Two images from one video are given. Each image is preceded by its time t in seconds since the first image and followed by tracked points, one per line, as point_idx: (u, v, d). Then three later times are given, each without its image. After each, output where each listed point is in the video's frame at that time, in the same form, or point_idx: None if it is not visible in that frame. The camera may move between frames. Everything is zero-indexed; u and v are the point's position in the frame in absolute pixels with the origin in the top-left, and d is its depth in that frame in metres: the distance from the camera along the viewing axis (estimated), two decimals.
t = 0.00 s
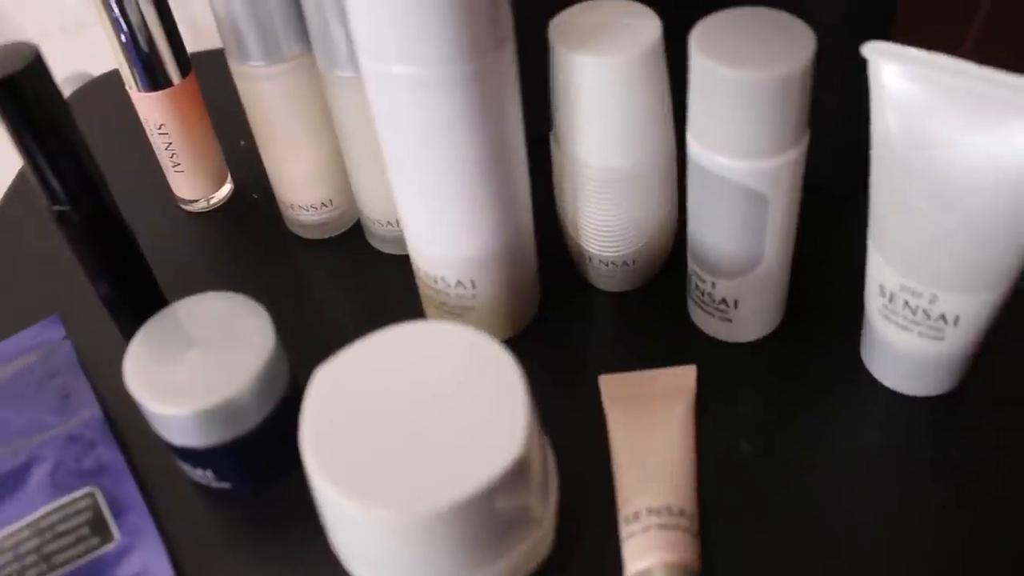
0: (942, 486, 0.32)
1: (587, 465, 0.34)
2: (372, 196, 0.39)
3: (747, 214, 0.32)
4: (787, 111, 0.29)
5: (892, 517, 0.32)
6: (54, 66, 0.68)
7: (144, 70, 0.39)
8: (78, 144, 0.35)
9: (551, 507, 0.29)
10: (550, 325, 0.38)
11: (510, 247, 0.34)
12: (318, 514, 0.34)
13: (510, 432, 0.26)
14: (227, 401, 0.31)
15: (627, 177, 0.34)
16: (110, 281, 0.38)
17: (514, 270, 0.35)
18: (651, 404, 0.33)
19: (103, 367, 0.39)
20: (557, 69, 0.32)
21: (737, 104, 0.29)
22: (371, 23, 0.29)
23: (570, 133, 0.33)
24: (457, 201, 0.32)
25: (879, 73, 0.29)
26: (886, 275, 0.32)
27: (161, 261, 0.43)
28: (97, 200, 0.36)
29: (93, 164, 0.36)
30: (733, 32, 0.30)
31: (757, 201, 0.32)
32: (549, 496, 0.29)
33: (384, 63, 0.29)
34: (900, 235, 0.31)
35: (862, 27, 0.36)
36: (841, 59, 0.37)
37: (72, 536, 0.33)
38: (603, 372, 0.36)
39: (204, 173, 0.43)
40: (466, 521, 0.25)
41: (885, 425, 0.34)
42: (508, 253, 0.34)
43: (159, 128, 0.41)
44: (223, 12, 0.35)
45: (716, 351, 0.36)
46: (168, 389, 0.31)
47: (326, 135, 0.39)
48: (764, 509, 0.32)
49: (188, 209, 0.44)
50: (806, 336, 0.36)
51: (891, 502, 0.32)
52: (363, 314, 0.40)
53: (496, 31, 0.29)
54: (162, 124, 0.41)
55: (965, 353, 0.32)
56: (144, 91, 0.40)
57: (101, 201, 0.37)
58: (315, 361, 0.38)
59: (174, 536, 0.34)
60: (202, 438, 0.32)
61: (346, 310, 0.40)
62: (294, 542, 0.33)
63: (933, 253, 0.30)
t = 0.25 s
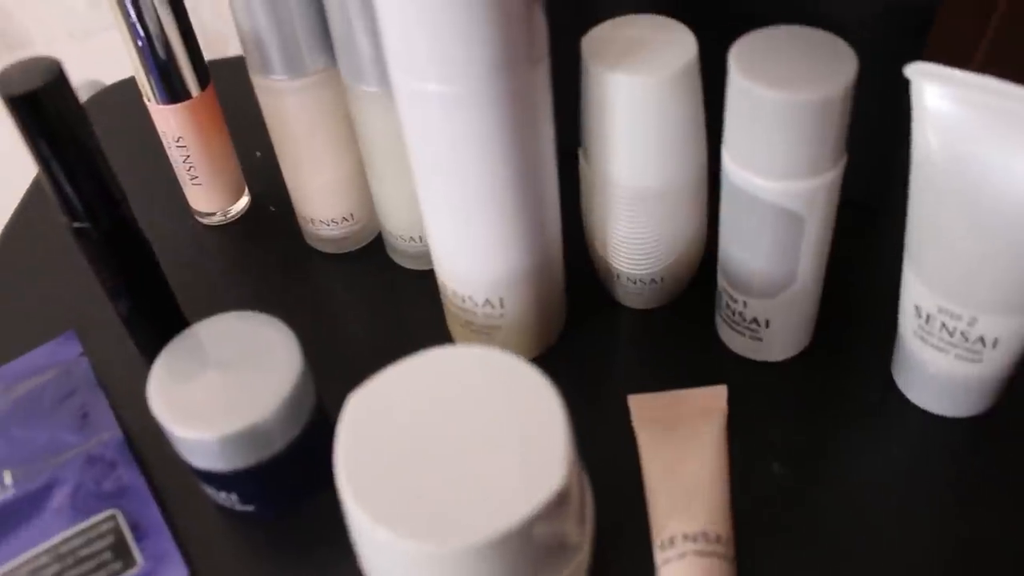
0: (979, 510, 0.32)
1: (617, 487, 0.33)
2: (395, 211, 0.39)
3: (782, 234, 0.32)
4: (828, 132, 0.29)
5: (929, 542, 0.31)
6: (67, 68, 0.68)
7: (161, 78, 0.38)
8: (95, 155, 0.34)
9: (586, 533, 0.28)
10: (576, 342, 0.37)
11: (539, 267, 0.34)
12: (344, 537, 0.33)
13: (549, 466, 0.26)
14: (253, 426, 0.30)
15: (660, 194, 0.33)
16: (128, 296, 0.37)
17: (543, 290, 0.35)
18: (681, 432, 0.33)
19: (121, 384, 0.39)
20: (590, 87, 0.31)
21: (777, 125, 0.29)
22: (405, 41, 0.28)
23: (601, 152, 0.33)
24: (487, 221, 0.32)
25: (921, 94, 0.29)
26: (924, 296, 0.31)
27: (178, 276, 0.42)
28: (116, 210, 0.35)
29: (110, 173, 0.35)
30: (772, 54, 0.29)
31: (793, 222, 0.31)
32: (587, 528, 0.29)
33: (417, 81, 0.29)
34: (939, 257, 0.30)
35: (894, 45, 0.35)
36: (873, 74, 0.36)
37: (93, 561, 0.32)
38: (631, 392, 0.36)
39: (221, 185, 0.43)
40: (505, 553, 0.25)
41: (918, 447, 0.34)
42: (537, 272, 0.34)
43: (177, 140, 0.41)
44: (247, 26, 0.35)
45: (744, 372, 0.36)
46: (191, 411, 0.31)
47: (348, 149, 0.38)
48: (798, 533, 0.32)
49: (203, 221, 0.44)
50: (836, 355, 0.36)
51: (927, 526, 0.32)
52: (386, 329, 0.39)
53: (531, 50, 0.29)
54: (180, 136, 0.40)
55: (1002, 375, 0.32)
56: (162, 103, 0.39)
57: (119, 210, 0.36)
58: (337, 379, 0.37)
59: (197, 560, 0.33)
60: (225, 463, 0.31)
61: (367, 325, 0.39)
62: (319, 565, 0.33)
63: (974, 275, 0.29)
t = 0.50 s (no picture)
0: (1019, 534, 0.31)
1: (651, 510, 0.33)
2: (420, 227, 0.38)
3: (821, 254, 0.31)
4: (873, 152, 0.28)
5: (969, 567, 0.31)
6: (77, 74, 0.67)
7: (177, 84, 0.37)
8: (112, 162, 0.33)
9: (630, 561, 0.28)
10: (604, 360, 0.37)
11: (572, 286, 0.33)
12: (373, 563, 0.32)
13: (600, 496, 0.25)
14: (284, 452, 0.30)
15: (695, 213, 0.33)
16: (149, 316, 0.37)
17: (575, 309, 0.34)
18: (713, 460, 0.32)
19: (139, 404, 0.38)
20: (628, 105, 0.31)
21: (822, 145, 0.28)
22: (445, 58, 0.27)
23: (636, 170, 0.32)
24: (521, 241, 0.31)
25: (968, 116, 0.28)
26: (965, 317, 0.31)
27: (196, 293, 0.41)
28: (135, 226, 0.34)
29: (125, 178, 0.34)
30: (818, 72, 0.29)
31: (833, 242, 0.31)
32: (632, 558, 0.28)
33: (455, 98, 0.28)
34: (983, 278, 0.30)
35: (922, 54, 0.36)
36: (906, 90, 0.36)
37: None
38: (664, 414, 0.35)
39: (240, 200, 0.42)
40: None
41: (954, 469, 0.33)
42: (569, 292, 0.33)
43: (196, 153, 0.40)
44: (273, 39, 0.34)
45: (777, 392, 0.35)
46: (220, 438, 0.30)
47: (373, 165, 0.38)
48: (837, 558, 0.31)
49: (221, 235, 0.43)
50: (868, 374, 0.36)
51: (967, 550, 0.31)
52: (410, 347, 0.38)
53: (573, 68, 0.28)
54: (199, 149, 0.40)
55: None
56: (181, 117, 0.39)
57: (136, 220, 0.34)
58: (362, 399, 0.37)
59: None
60: (254, 489, 0.30)
61: (391, 343, 0.39)
62: None
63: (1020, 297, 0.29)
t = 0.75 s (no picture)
0: None
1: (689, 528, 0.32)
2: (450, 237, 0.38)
3: (868, 269, 0.31)
4: (927, 167, 0.28)
5: None
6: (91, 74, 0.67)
7: (199, 85, 0.36)
8: (133, 157, 0.32)
9: None
10: (638, 373, 0.36)
11: (611, 300, 0.33)
12: None
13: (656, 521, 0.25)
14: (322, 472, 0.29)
15: (737, 226, 0.32)
16: (171, 327, 0.36)
17: (614, 323, 0.33)
18: (758, 476, 0.32)
19: (163, 416, 0.37)
20: (673, 116, 0.30)
21: (875, 160, 0.28)
22: (493, 70, 0.27)
23: (677, 182, 0.32)
24: (562, 254, 0.31)
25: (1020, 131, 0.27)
26: (1012, 334, 0.30)
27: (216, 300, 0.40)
28: (158, 229, 0.33)
29: (146, 174, 0.32)
30: (871, 85, 0.28)
31: (881, 257, 0.30)
32: None
33: (500, 111, 0.28)
34: None
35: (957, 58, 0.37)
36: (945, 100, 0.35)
37: None
38: (701, 428, 0.34)
39: (262, 206, 0.41)
40: None
41: (997, 486, 0.33)
42: (608, 305, 0.33)
43: (219, 160, 0.39)
44: (303, 44, 0.33)
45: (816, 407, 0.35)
46: (255, 454, 0.29)
47: (402, 173, 0.37)
48: None
49: (242, 242, 0.42)
50: (906, 389, 0.35)
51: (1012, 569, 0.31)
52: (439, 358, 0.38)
53: (623, 82, 0.27)
54: (223, 156, 0.39)
55: None
56: (206, 123, 0.38)
57: (155, 215, 0.33)
58: (392, 412, 0.36)
59: None
60: (287, 508, 0.29)
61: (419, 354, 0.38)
62: None
63: None
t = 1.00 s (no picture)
0: None
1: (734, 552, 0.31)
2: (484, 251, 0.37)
3: (922, 289, 0.30)
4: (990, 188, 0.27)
5: None
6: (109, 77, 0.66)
7: (224, 83, 0.35)
8: (161, 157, 0.30)
9: None
10: (676, 391, 0.36)
11: (655, 318, 0.32)
12: None
13: (722, 554, 0.24)
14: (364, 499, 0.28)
15: (786, 243, 0.31)
16: (200, 342, 0.35)
17: (657, 341, 0.33)
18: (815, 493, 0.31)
19: (189, 433, 0.36)
20: (725, 132, 0.29)
21: (937, 180, 0.27)
22: (550, 88, 0.26)
23: (726, 198, 0.31)
24: (610, 272, 0.30)
25: None
26: None
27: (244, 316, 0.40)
28: (186, 235, 0.32)
29: (174, 175, 0.31)
30: (932, 104, 0.28)
31: (937, 277, 0.29)
32: None
33: (555, 131, 0.27)
34: None
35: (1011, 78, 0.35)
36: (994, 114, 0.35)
37: None
38: (746, 448, 0.34)
39: (287, 217, 0.40)
40: None
41: None
42: (652, 324, 0.32)
43: (247, 170, 0.38)
44: (339, 52, 0.32)
45: (859, 426, 0.34)
46: (295, 480, 0.28)
47: (436, 185, 0.36)
48: None
49: (264, 253, 0.42)
50: (951, 409, 0.34)
51: None
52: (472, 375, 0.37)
53: (681, 99, 0.27)
54: (250, 166, 0.38)
55: None
56: (234, 131, 0.37)
57: (182, 215, 0.32)
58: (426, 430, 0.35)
59: None
60: (324, 535, 0.28)
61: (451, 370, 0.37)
62: None
63: None
